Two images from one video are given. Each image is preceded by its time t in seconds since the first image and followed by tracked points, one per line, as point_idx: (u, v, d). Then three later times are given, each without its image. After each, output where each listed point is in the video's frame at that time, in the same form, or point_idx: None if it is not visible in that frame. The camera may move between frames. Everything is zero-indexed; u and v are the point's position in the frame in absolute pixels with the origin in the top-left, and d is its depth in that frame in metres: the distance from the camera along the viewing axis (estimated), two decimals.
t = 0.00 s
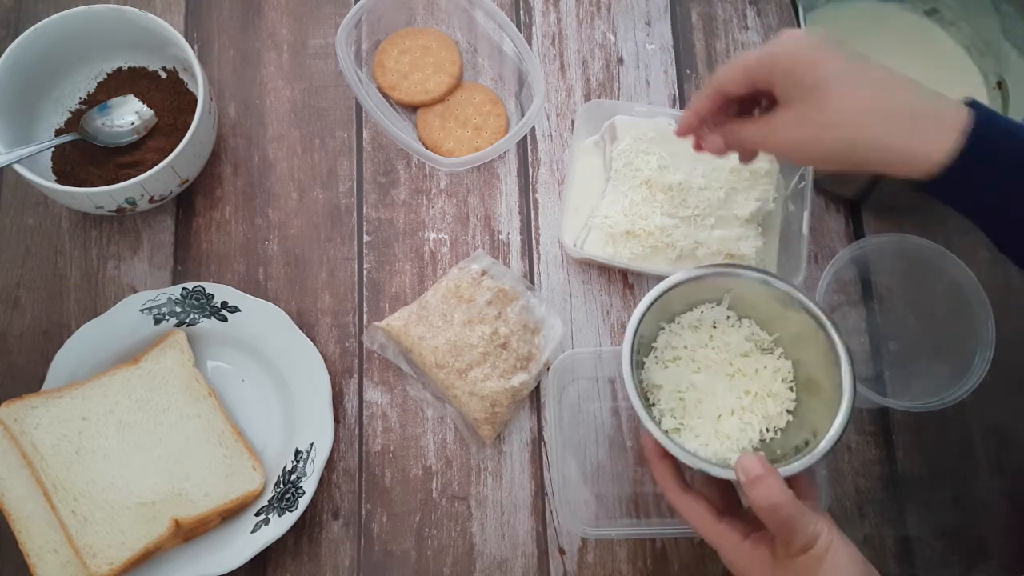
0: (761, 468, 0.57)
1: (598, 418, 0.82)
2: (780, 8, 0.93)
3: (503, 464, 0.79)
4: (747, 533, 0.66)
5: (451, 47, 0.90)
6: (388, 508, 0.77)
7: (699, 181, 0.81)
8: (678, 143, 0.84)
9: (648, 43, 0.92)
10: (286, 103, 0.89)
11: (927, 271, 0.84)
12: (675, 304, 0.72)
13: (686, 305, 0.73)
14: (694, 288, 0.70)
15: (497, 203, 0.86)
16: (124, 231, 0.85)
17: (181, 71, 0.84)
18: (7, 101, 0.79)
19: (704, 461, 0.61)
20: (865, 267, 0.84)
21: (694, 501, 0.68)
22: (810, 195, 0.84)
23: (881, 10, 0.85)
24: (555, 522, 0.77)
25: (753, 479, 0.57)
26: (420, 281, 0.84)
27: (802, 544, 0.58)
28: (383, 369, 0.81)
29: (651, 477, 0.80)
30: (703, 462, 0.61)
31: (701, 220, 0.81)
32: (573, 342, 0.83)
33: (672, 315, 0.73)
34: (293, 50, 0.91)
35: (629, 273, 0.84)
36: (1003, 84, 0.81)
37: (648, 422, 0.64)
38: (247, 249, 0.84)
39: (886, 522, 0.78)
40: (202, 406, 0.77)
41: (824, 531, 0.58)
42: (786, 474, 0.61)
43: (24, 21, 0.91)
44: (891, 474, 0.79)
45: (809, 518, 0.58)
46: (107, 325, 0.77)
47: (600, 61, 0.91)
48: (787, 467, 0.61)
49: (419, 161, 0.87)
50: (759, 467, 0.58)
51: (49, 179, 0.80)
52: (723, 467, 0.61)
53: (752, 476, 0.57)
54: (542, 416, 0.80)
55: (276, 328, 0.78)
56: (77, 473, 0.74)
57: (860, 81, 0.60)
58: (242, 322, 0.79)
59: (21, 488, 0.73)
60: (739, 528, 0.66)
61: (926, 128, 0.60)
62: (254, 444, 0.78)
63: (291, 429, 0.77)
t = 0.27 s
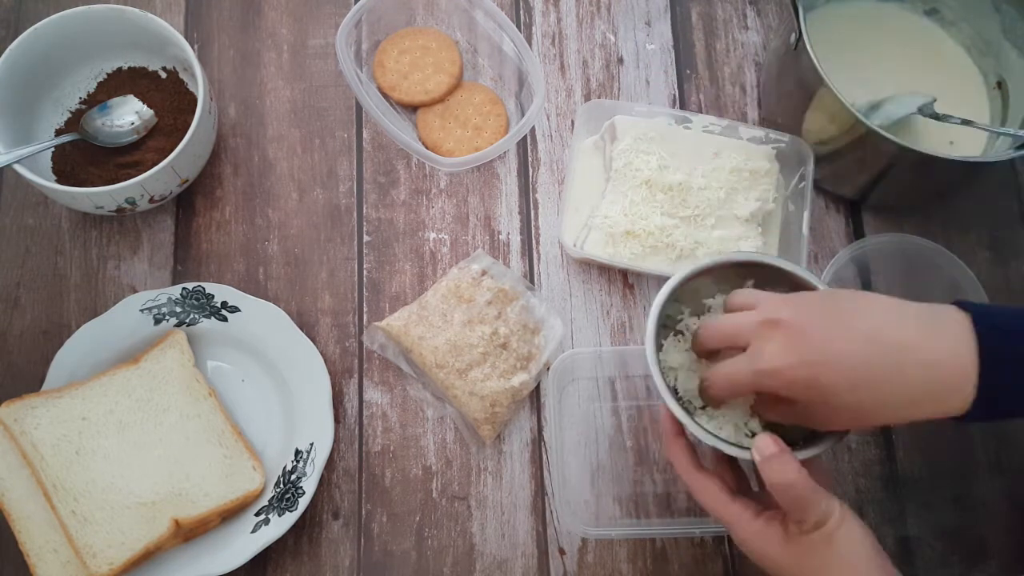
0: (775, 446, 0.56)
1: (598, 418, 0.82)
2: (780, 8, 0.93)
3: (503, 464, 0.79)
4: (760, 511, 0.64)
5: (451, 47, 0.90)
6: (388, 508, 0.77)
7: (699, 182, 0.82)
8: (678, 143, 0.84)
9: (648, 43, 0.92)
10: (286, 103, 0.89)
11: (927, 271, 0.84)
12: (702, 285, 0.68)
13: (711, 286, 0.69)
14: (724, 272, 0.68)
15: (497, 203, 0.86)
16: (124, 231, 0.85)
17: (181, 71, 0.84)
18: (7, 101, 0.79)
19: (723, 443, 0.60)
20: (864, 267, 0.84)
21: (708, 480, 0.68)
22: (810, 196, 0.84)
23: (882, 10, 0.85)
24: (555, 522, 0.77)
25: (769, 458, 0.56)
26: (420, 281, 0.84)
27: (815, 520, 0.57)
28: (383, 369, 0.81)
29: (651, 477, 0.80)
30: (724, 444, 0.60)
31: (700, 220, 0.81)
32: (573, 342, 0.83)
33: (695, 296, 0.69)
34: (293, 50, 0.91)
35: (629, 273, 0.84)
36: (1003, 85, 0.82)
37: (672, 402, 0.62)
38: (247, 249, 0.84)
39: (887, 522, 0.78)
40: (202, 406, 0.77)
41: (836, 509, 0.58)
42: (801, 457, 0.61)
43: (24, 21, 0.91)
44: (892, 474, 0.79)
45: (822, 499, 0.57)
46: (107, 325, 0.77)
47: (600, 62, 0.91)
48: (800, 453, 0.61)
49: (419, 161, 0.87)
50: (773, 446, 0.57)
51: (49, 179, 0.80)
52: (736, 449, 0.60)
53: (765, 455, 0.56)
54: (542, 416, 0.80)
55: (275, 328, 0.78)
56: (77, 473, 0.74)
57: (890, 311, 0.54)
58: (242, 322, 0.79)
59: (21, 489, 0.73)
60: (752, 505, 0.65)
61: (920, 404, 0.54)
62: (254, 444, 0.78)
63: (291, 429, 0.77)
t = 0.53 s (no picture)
0: (755, 461, 0.56)
1: (598, 418, 0.82)
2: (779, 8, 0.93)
3: (503, 464, 0.79)
4: (743, 523, 0.65)
5: (451, 47, 0.90)
6: (388, 508, 0.77)
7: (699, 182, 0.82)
8: (678, 143, 0.84)
9: (647, 43, 0.92)
10: (286, 103, 0.89)
11: (927, 272, 0.84)
12: (670, 297, 0.71)
13: (680, 297, 0.72)
14: (690, 282, 0.70)
15: (498, 203, 0.86)
16: (124, 231, 0.85)
17: (181, 71, 0.84)
18: (7, 101, 0.79)
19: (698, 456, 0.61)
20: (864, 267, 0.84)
21: (689, 493, 0.68)
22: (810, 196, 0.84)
23: (882, 10, 0.85)
24: (555, 522, 0.77)
25: (748, 473, 0.56)
26: (420, 281, 0.84)
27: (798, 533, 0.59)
28: (383, 369, 0.81)
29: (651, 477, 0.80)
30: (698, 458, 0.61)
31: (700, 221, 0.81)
32: (573, 342, 0.83)
33: (666, 309, 0.72)
34: (293, 50, 0.91)
35: (629, 273, 0.84)
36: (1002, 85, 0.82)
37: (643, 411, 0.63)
38: (247, 249, 0.84)
39: (886, 522, 0.78)
40: (202, 406, 0.77)
41: (818, 520, 0.59)
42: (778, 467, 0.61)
43: (24, 21, 0.91)
44: (891, 474, 0.79)
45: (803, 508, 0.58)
46: (107, 325, 0.77)
47: (600, 62, 0.91)
48: (780, 461, 0.61)
49: (419, 161, 0.87)
50: (752, 460, 0.57)
51: (49, 179, 0.80)
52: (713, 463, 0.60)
53: (746, 469, 0.56)
54: (542, 416, 0.80)
55: (275, 328, 0.78)
56: (77, 473, 0.74)
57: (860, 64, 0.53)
58: (242, 322, 0.79)
59: (21, 489, 0.73)
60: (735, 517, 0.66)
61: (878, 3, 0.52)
62: (254, 444, 0.78)
63: (291, 429, 0.77)
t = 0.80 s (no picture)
0: (750, 476, 0.56)
1: (598, 418, 0.81)
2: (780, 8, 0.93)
3: (502, 464, 0.79)
4: (738, 539, 0.65)
5: (451, 47, 0.90)
6: (388, 508, 0.77)
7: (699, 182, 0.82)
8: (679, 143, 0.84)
9: (647, 43, 0.92)
10: (286, 103, 0.89)
11: (927, 272, 0.83)
12: (662, 311, 0.71)
13: (672, 311, 0.72)
14: (681, 295, 0.70)
15: (497, 203, 0.86)
16: (124, 231, 0.85)
17: (181, 71, 0.84)
18: (6, 101, 0.79)
19: (691, 471, 0.60)
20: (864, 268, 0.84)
21: (683, 510, 0.68)
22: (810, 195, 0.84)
23: (882, 11, 0.85)
24: (555, 522, 0.77)
25: (742, 489, 0.56)
26: (420, 281, 0.84)
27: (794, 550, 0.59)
28: (383, 369, 0.81)
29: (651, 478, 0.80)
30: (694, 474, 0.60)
31: (700, 222, 0.81)
32: (573, 342, 0.83)
33: (658, 323, 0.72)
34: (293, 50, 0.91)
35: (629, 273, 0.84)
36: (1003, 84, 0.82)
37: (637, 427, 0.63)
38: (247, 249, 0.84)
39: (886, 523, 0.78)
40: (202, 406, 0.77)
41: (814, 535, 0.59)
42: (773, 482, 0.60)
43: (24, 21, 0.91)
44: (891, 474, 0.79)
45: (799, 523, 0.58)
46: (107, 325, 0.77)
47: (600, 61, 0.91)
48: (775, 475, 0.61)
49: (419, 161, 0.87)
50: (747, 475, 0.57)
51: (49, 179, 0.80)
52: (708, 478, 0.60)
53: (741, 485, 0.56)
54: (542, 416, 0.80)
55: (275, 327, 0.78)
56: (77, 473, 0.74)
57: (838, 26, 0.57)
58: (242, 322, 0.79)
59: (21, 489, 0.73)
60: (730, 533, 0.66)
61: None
62: (254, 444, 0.78)
63: (291, 429, 0.77)
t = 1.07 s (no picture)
0: (744, 482, 0.56)
1: (598, 418, 0.81)
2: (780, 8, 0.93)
3: (502, 464, 0.79)
4: (733, 544, 0.65)
5: (451, 48, 0.90)
6: (388, 508, 0.77)
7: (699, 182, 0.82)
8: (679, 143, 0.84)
9: (647, 43, 0.92)
10: (286, 103, 0.89)
11: (926, 271, 0.84)
12: (655, 315, 0.71)
13: (664, 314, 0.72)
14: (674, 299, 0.70)
15: (497, 203, 0.86)
16: (124, 231, 0.85)
17: (181, 71, 0.84)
18: (6, 101, 0.79)
19: (683, 477, 0.61)
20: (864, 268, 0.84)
21: (677, 515, 0.68)
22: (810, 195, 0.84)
23: (882, 11, 0.85)
24: (555, 522, 0.77)
25: (736, 494, 0.56)
26: (420, 281, 0.84)
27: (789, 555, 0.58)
28: (383, 369, 0.81)
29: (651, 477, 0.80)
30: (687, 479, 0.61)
31: (700, 222, 0.81)
32: (573, 342, 0.83)
33: (651, 327, 0.72)
34: (293, 50, 0.91)
35: (629, 273, 0.84)
36: (1003, 84, 0.82)
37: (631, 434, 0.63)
38: (247, 249, 0.84)
39: (886, 522, 0.78)
40: (202, 406, 0.77)
41: (809, 540, 0.59)
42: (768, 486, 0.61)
43: (24, 21, 0.91)
44: (891, 474, 0.79)
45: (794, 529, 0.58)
46: (107, 324, 0.77)
47: (600, 61, 0.91)
48: (771, 479, 0.61)
49: (419, 161, 0.87)
50: (741, 481, 0.57)
51: (49, 179, 0.80)
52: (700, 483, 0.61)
53: (734, 490, 0.56)
54: (542, 416, 0.80)
55: (275, 328, 0.78)
56: (77, 473, 0.74)
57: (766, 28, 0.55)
58: (242, 322, 0.79)
59: (21, 489, 0.73)
60: (725, 538, 0.66)
61: None
62: (254, 444, 0.78)
63: (291, 429, 0.77)
